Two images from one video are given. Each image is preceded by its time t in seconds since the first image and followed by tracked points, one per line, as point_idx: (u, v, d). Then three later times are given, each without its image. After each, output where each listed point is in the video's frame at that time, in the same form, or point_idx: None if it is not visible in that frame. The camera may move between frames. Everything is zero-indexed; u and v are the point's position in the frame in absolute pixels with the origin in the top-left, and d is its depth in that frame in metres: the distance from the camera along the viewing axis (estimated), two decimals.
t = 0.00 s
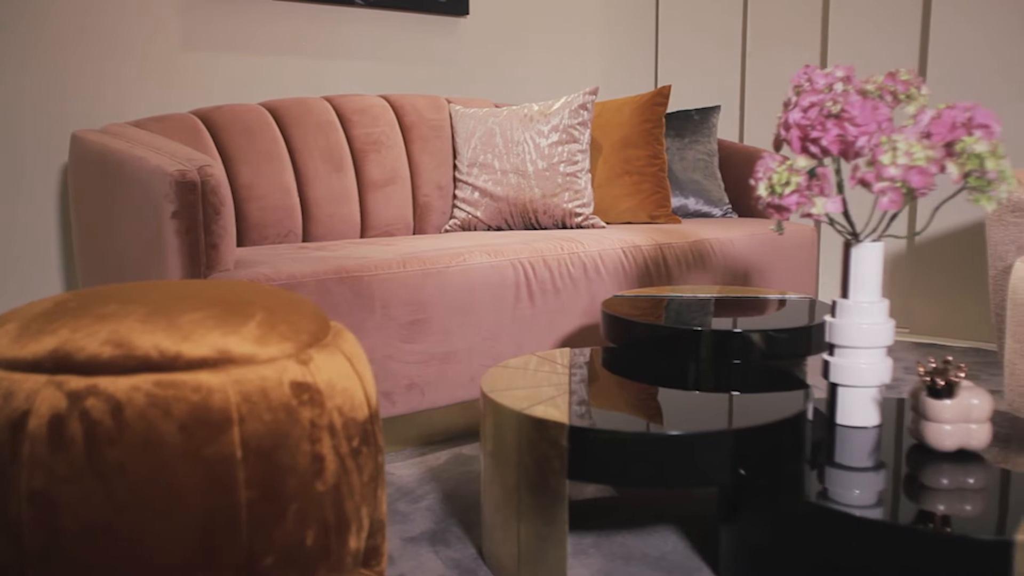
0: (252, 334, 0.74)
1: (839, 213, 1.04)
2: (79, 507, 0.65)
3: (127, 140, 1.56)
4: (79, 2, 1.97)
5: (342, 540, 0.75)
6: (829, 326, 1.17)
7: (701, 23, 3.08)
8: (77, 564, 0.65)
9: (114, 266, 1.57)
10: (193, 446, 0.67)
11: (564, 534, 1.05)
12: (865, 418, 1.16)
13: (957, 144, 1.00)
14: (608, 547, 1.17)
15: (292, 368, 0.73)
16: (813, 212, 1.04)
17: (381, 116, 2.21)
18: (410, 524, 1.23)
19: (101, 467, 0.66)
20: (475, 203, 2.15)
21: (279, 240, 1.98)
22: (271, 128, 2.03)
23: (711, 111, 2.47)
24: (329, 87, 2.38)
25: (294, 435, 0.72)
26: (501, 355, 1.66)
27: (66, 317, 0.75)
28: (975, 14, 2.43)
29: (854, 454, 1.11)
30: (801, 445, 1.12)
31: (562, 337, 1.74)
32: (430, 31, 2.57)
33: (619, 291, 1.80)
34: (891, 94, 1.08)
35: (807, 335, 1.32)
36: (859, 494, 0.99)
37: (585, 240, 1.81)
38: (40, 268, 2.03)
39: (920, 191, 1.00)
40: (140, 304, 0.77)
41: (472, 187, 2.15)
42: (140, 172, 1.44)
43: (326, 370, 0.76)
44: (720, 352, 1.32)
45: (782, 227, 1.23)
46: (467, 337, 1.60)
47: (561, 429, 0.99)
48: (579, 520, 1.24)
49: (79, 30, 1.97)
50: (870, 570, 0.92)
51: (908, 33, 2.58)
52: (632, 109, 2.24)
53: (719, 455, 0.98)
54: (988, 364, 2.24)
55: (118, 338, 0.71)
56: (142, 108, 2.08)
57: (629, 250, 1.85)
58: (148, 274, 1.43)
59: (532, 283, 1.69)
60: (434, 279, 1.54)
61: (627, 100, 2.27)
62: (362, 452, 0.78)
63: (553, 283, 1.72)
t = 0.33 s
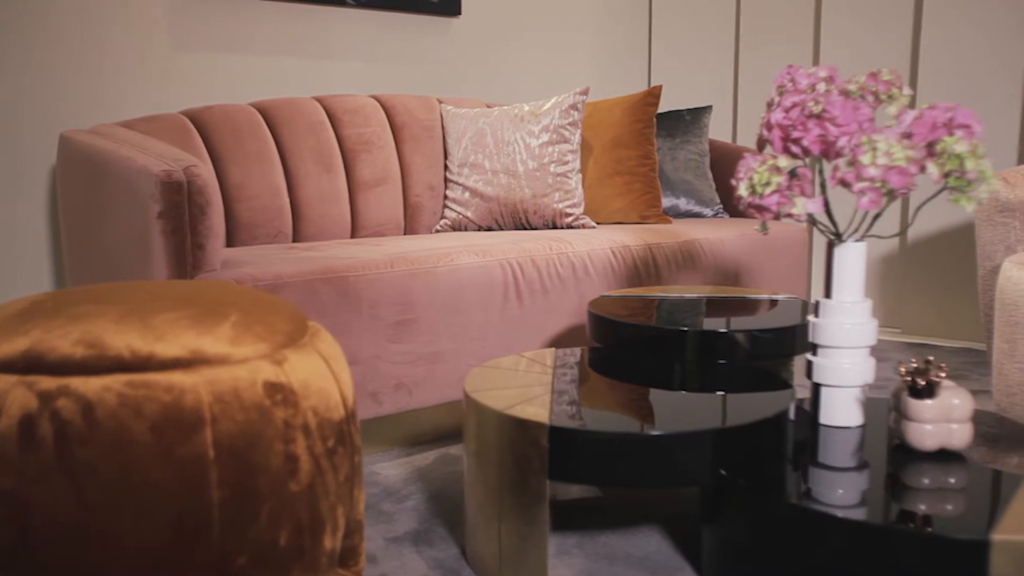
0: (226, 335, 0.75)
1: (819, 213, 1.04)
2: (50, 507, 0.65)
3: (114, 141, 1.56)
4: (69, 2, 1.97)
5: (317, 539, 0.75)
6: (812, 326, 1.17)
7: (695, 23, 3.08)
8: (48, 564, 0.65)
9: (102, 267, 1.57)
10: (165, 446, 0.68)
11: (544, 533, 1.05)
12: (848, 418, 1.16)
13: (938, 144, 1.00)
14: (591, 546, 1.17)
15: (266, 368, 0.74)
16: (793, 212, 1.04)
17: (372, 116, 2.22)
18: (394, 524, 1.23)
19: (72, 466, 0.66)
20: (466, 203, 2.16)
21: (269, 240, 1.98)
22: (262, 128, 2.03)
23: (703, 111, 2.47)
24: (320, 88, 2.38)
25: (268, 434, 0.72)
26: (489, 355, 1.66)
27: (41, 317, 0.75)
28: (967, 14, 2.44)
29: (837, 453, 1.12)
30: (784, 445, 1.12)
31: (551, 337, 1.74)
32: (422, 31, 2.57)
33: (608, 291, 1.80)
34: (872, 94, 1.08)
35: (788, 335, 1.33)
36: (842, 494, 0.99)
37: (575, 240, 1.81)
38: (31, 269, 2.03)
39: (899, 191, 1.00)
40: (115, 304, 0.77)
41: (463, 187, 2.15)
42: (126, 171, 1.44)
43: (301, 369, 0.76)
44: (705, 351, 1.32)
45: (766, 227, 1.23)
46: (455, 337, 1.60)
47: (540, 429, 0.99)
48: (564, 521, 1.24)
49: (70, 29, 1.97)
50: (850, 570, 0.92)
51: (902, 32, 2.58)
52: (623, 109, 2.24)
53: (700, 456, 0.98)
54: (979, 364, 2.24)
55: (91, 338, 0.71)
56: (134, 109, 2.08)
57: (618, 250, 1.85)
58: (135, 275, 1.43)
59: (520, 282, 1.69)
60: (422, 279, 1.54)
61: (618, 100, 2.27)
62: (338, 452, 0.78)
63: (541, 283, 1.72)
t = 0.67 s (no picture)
0: (199, 335, 0.75)
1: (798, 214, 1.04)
2: (19, 508, 0.66)
3: (101, 142, 1.56)
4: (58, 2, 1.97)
5: (290, 540, 0.75)
6: (794, 326, 1.17)
7: (687, 21, 3.08)
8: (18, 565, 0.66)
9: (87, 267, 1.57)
10: (134, 447, 0.68)
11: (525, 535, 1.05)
12: (831, 418, 1.16)
13: (918, 144, 1.00)
14: (574, 547, 1.17)
15: (238, 369, 0.74)
16: (773, 212, 1.04)
17: (362, 117, 2.22)
18: (377, 524, 1.23)
19: (41, 467, 0.66)
20: (455, 204, 2.16)
21: (258, 241, 1.98)
22: (251, 128, 2.03)
23: (694, 111, 2.48)
24: (311, 88, 2.38)
25: (239, 435, 0.72)
26: (476, 355, 1.66)
27: (12, 317, 0.75)
28: (958, 14, 2.44)
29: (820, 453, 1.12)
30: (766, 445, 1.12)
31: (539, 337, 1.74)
32: (413, 31, 2.57)
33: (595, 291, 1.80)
34: (852, 94, 1.08)
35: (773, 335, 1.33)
36: (824, 494, 0.99)
37: (562, 240, 1.82)
38: (20, 270, 2.03)
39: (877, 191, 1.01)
40: (87, 305, 0.77)
41: (453, 187, 2.15)
42: (111, 172, 1.44)
43: (274, 370, 0.76)
44: (689, 352, 1.32)
45: (748, 227, 1.23)
46: (442, 337, 1.60)
47: (519, 430, 1.00)
48: (547, 520, 1.24)
49: (60, 30, 1.98)
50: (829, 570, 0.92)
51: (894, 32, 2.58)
52: (614, 109, 2.24)
53: (679, 456, 0.98)
54: (969, 364, 2.24)
55: (61, 340, 0.71)
56: (127, 109, 2.08)
57: (607, 250, 1.85)
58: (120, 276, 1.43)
59: (507, 282, 1.69)
60: (408, 279, 1.54)
61: (609, 100, 2.27)
62: (312, 452, 0.78)
63: (528, 283, 1.72)
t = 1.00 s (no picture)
0: (166, 335, 0.75)
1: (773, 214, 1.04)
2: None
3: (85, 142, 1.57)
4: (45, 2, 1.97)
5: (258, 538, 0.75)
6: (772, 326, 1.17)
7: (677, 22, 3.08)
8: None
9: (72, 268, 1.58)
10: (99, 447, 0.69)
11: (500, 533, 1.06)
12: (809, 418, 1.16)
13: (894, 145, 1.00)
14: (552, 546, 1.17)
15: (205, 369, 0.74)
16: (748, 212, 1.04)
17: (350, 117, 2.22)
18: (358, 524, 1.23)
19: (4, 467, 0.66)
20: (444, 204, 2.16)
21: (245, 241, 1.98)
22: (238, 128, 2.03)
23: (683, 111, 2.48)
24: (300, 89, 2.39)
25: (205, 436, 0.73)
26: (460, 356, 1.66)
27: None
28: (945, 13, 2.44)
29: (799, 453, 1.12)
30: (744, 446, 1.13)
31: (524, 337, 1.74)
32: (403, 32, 2.58)
33: (581, 291, 1.80)
34: (829, 94, 1.08)
35: (750, 336, 1.34)
36: (803, 494, 0.99)
37: (548, 240, 1.82)
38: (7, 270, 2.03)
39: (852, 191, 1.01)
40: (55, 305, 0.78)
41: (441, 188, 2.15)
42: (94, 172, 1.44)
43: (243, 370, 0.77)
44: (671, 351, 1.32)
45: (730, 229, 1.22)
46: (425, 337, 1.60)
47: (495, 430, 1.00)
48: (527, 521, 1.24)
49: (46, 30, 1.98)
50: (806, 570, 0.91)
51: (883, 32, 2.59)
52: (601, 108, 2.23)
53: (654, 456, 0.99)
54: (958, 364, 2.24)
55: (27, 339, 0.71)
56: (114, 110, 2.10)
57: (593, 250, 1.85)
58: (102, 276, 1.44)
59: (492, 282, 1.69)
60: (391, 279, 1.54)
61: (598, 99, 2.27)
62: (282, 452, 0.78)
63: (514, 284, 1.72)
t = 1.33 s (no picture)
0: (126, 336, 0.75)
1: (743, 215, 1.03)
2: None
3: (65, 142, 1.56)
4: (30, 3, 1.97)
5: (218, 539, 0.76)
6: (746, 326, 1.17)
7: (666, 24, 3.08)
8: None
9: (52, 269, 1.57)
10: (55, 448, 0.68)
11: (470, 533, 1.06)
12: (782, 418, 1.16)
13: (864, 145, 1.00)
14: (526, 547, 1.17)
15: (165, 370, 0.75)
16: (718, 212, 1.03)
17: (336, 118, 2.22)
18: (334, 525, 1.23)
19: None
20: (429, 205, 2.16)
21: (229, 241, 1.98)
22: (222, 128, 2.03)
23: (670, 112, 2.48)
24: (286, 89, 2.39)
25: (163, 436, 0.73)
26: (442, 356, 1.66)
27: None
28: (932, 12, 2.45)
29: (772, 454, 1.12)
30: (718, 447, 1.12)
31: (506, 338, 1.75)
32: (390, 33, 2.58)
33: (564, 291, 1.80)
34: (802, 94, 1.08)
35: (727, 336, 1.34)
36: (778, 494, 0.99)
37: (531, 241, 1.82)
38: None
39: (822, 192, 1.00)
40: (14, 306, 0.77)
41: (426, 189, 2.15)
42: (73, 172, 1.44)
43: (203, 370, 0.77)
44: (648, 351, 1.32)
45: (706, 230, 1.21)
46: (406, 338, 1.60)
47: (464, 430, 1.00)
48: (503, 521, 1.24)
49: (30, 31, 1.98)
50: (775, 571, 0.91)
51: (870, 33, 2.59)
52: (587, 109, 2.23)
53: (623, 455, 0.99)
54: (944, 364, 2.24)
55: None
56: (98, 111, 2.10)
57: (575, 251, 1.85)
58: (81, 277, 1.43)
59: (474, 282, 1.69)
60: (372, 280, 1.55)
61: (584, 99, 2.26)
62: (244, 452, 0.78)
63: (496, 284, 1.72)
